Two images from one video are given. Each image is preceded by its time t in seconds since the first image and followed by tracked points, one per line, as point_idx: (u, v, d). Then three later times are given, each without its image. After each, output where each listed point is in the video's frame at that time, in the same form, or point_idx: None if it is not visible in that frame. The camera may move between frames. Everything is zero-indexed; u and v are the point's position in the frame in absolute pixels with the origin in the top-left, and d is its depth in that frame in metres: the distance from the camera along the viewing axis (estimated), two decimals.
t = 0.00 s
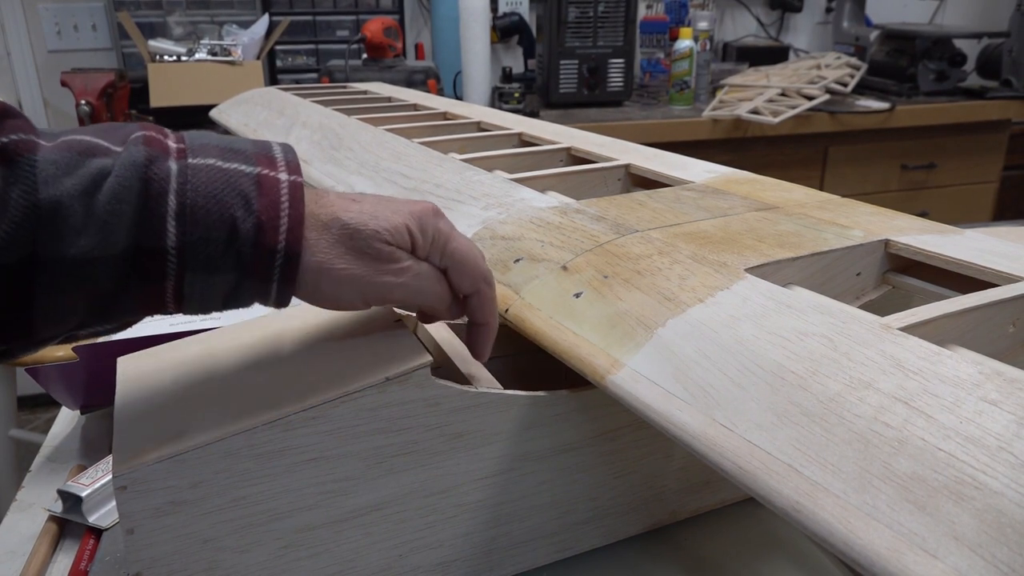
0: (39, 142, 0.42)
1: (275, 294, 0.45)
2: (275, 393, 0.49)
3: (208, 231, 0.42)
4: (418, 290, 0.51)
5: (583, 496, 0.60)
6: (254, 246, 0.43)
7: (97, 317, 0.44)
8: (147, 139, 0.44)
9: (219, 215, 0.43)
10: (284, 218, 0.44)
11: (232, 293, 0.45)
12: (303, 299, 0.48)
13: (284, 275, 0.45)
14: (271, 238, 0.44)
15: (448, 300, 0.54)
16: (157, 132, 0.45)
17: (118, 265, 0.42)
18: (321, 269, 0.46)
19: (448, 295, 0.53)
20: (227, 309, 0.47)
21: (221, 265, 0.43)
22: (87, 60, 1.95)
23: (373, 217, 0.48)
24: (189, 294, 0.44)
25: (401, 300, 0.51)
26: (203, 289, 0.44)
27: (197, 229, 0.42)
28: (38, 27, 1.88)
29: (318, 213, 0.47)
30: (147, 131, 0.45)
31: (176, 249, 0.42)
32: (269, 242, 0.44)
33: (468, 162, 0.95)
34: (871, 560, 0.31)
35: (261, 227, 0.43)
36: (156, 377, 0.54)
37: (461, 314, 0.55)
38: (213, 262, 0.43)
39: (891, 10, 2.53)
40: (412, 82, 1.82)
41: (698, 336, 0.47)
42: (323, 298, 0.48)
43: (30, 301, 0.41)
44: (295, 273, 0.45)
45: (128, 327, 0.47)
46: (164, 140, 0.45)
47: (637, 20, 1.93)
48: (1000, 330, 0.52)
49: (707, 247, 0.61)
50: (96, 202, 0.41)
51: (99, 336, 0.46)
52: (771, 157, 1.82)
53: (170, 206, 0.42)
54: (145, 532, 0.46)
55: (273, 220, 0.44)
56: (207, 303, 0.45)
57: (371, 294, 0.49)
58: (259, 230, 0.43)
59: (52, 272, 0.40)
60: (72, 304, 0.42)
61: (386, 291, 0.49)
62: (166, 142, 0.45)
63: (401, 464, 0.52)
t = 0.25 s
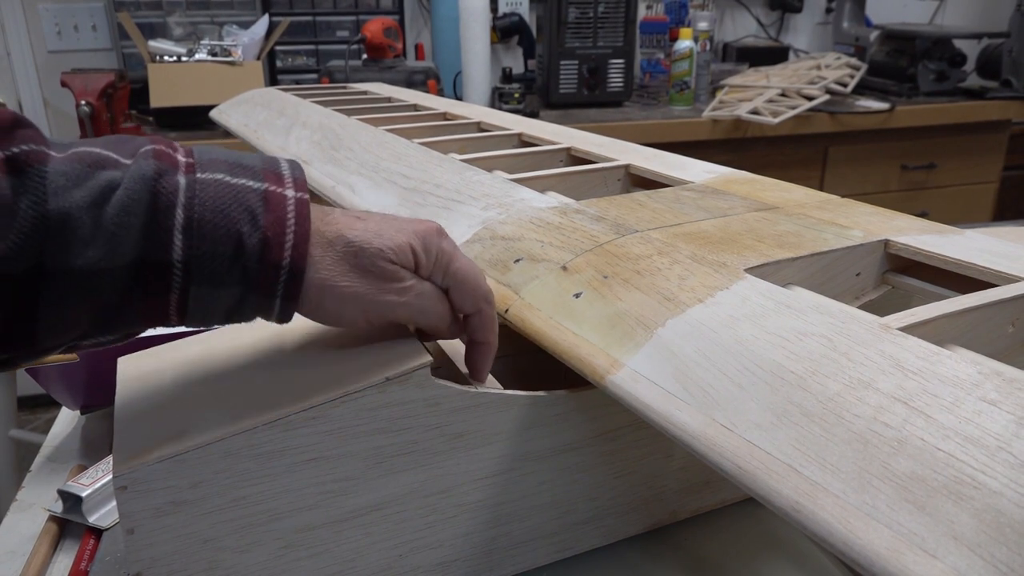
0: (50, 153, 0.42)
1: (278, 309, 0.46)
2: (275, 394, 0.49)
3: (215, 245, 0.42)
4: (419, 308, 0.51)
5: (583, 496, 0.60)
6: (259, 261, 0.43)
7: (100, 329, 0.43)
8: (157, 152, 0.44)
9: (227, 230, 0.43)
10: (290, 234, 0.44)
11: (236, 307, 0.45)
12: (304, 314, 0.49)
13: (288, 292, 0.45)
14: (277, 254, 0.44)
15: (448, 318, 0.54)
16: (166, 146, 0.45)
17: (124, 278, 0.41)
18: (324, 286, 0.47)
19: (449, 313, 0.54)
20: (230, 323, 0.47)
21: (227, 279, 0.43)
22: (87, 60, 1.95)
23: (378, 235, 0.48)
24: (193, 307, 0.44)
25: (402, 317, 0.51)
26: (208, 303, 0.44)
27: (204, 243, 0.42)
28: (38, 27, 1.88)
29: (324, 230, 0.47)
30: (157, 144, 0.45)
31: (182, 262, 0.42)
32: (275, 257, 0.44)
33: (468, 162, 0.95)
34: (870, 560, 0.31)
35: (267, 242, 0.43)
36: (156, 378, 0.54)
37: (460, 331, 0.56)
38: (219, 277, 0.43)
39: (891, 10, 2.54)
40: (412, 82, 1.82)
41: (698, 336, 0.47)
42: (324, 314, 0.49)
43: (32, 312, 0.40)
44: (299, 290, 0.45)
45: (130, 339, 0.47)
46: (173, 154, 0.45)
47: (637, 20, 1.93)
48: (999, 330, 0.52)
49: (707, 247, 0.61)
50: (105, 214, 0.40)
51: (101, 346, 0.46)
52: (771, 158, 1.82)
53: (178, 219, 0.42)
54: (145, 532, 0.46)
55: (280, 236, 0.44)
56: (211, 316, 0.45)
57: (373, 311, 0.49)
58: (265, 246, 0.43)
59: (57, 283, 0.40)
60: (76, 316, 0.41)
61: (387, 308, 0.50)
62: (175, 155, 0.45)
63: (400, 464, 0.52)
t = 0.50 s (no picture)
0: (48, 150, 0.42)
1: (279, 306, 0.46)
2: (275, 394, 0.49)
3: (215, 241, 0.43)
4: (421, 304, 0.51)
5: (583, 496, 0.60)
6: (259, 256, 0.43)
7: (100, 326, 0.43)
8: (155, 149, 0.44)
9: (226, 226, 0.43)
10: (290, 229, 0.44)
11: (236, 303, 0.45)
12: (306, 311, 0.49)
13: (288, 288, 0.45)
14: (277, 250, 0.44)
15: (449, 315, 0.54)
16: (164, 142, 0.45)
17: (124, 274, 0.41)
18: (325, 281, 0.47)
19: (449, 308, 0.53)
20: (230, 320, 0.47)
21: (226, 275, 0.43)
22: (87, 60, 1.95)
23: (378, 230, 0.48)
24: (193, 303, 0.44)
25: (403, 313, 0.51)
26: (207, 299, 0.44)
27: (204, 239, 0.42)
28: (38, 27, 1.88)
29: (325, 224, 0.47)
30: (156, 140, 0.45)
31: (182, 258, 0.42)
32: (275, 253, 0.44)
33: (467, 162, 0.95)
34: (870, 560, 0.31)
35: (267, 238, 0.43)
36: (157, 379, 0.53)
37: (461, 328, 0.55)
38: (219, 273, 0.43)
39: (891, 10, 2.54)
40: (412, 82, 1.82)
41: (697, 336, 0.47)
42: (325, 310, 0.49)
43: (32, 309, 0.40)
44: (300, 285, 0.45)
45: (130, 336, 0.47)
46: (171, 151, 0.45)
47: (637, 20, 1.93)
48: (999, 330, 0.52)
49: (707, 247, 0.61)
50: (103, 211, 0.41)
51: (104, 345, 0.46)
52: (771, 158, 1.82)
53: (177, 215, 0.42)
54: (145, 532, 0.46)
55: (280, 231, 0.44)
56: (211, 313, 0.45)
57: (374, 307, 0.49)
58: (265, 242, 0.43)
59: (57, 280, 0.40)
60: (76, 313, 0.41)
61: (388, 304, 0.50)
62: (172, 151, 0.45)
63: (400, 464, 0.52)
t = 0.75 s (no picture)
0: (67, 162, 0.42)
1: (294, 319, 0.46)
2: (276, 395, 0.49)
3: (232, 255, 0.42)
4: (434, 318, 0.51)
5: (583, 496, 0.60)
6: (276, 270, 0.43)
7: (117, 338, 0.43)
8: (174, 163, 0.44)
9: (244, 239, 0.43)
10: (306, 244, 0.44)
11: (252, 316, 0.45)
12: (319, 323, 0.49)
13: (303, 302, 0.45)
14: (293, 264, 0.44)
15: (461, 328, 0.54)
16: (182, 156, 0.45)
17: (142, 287, 0.41)
18: (339, 295, 0.47)
19: (461, 322, 0.53)
20: (245, 332, 0.47)
21: (243, 289, 0.43)
22: (87, 60, 1.95)
23: (393, 245, 0.48)
24: (209, 315, 0.44)
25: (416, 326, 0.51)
26: (224, 311, 0.44)
27: (221, 253, 0.42)
28: (37, 26, 1.88)
29: (340, 239, 0.47)
30: (174, 154, 0.45)
31: (200, 271, 0.42)
32: (291, 267, 0.44)
33: (468, 162, 0.95)
34: (870, 560, 0.31)
35: (284, 252, 0.43)
36: (157, 379, 0.53)
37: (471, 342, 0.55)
38: (236, 286, 0.43)
39: (891, 10, 2.54)
40: (412, 82, 1.82)
41: (698, 336, 0.47)
42: (338, 323, 0.49)
43: (50, 320, 0.40)
44: (315, 299, 0.45)
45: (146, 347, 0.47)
46: (189, 164, 0.45)
47: (637, 20, 1.93)
48: (1000, 330, 0.52)
49: (707, 247, 0.61)
50: (123, 223, 0.40)
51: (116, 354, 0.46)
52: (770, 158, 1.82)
53: (195, 229, 0.42)
54: (145, 532, 0.46)
55: (296, 245, 0.44)
56: (227, 325, 0.45)
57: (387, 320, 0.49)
58: (282, 256, 0.43)
59: (75, 293, 0.40)
60: (93, 325, 0.41)
61: (402, 318, 0.50)
62: (191, 165, 0.45)
63: (400, 464, 0.52)
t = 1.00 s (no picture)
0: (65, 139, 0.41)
1: (299, 283, 0.45)
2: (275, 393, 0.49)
3: (236, 216, 0.42)
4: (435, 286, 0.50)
5: (583, 496, 0.60)
6: (279, 230, 0.43)
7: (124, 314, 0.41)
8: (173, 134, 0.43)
9: (247, 200, 0.42)
10: (306, 202, 0.44)
11: (260, 283, 0.44)
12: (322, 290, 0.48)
13: (307, 261, 0.44)
14: (295, 223, 0.43)
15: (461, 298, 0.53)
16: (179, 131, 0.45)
17: (150, 258, 0.40)
18: (341, 257, 0.46)
19: (463, 286, 0.52)
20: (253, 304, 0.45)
21: (248, 253, 0.42)
22: (87, 60, 1.95)
23: (389, 208, 0.48)
24: (218, 285, 0.43)
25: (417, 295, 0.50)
26: (231, 279, 0.43)
27: (225, 215, 0.41)
28: (38, 27, 1.88)
29: (337, 203, 0.47)
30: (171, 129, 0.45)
31: (206, 236, 0.41)
32: (293, 225, 0.43)
33: (467, 162, 0.95)
34: (870, 560, 0.31)
35: (285, 211, 0.43)
36: (157, 378, 0.53)
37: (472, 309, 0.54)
38: (242, 250, 0.42)
39: (891, 10, 2.54)
40: (412, 82, 1.82)
41: (698, 336, 0.47)
42: (342, 289, 0.48)
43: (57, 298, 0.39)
44: (317, 258, 0.44)
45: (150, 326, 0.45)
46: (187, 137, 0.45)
47: (637, 20, 1.93)
48: (999, 330, 0.52)
49: (707, 247, 0.61)
50: (128, 192, 0.39)
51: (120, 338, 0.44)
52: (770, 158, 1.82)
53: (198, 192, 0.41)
54: (145, 532, 0.46)
55: (296, 204, 0.43)
56: (235, 295, 0.44)
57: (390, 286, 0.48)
58: (284, 215, 0.43)
59: (84, 262, 0.38)
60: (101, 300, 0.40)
61: (402, 283, 0.49)
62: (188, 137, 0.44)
63: (400, 464, 0.52)
